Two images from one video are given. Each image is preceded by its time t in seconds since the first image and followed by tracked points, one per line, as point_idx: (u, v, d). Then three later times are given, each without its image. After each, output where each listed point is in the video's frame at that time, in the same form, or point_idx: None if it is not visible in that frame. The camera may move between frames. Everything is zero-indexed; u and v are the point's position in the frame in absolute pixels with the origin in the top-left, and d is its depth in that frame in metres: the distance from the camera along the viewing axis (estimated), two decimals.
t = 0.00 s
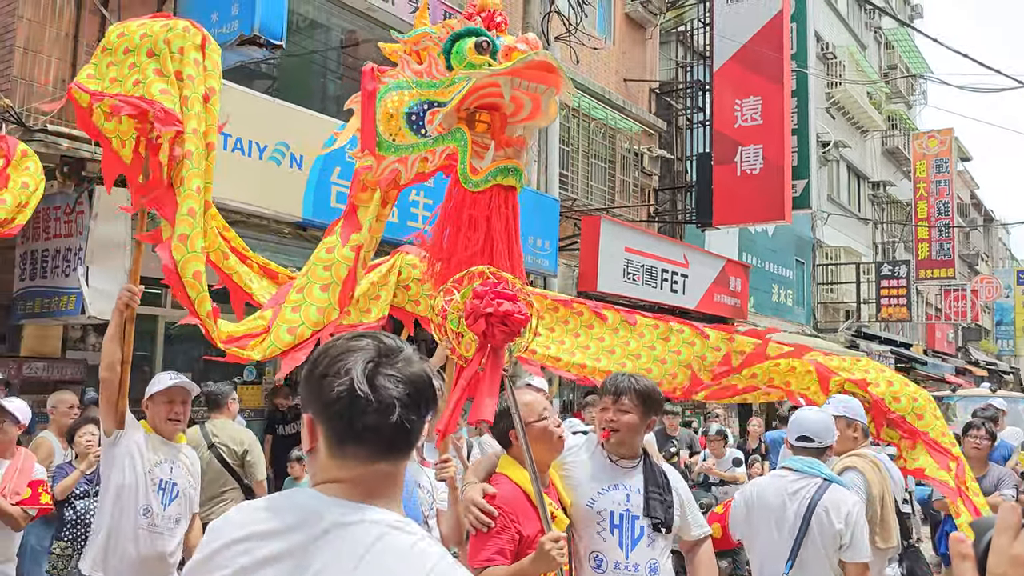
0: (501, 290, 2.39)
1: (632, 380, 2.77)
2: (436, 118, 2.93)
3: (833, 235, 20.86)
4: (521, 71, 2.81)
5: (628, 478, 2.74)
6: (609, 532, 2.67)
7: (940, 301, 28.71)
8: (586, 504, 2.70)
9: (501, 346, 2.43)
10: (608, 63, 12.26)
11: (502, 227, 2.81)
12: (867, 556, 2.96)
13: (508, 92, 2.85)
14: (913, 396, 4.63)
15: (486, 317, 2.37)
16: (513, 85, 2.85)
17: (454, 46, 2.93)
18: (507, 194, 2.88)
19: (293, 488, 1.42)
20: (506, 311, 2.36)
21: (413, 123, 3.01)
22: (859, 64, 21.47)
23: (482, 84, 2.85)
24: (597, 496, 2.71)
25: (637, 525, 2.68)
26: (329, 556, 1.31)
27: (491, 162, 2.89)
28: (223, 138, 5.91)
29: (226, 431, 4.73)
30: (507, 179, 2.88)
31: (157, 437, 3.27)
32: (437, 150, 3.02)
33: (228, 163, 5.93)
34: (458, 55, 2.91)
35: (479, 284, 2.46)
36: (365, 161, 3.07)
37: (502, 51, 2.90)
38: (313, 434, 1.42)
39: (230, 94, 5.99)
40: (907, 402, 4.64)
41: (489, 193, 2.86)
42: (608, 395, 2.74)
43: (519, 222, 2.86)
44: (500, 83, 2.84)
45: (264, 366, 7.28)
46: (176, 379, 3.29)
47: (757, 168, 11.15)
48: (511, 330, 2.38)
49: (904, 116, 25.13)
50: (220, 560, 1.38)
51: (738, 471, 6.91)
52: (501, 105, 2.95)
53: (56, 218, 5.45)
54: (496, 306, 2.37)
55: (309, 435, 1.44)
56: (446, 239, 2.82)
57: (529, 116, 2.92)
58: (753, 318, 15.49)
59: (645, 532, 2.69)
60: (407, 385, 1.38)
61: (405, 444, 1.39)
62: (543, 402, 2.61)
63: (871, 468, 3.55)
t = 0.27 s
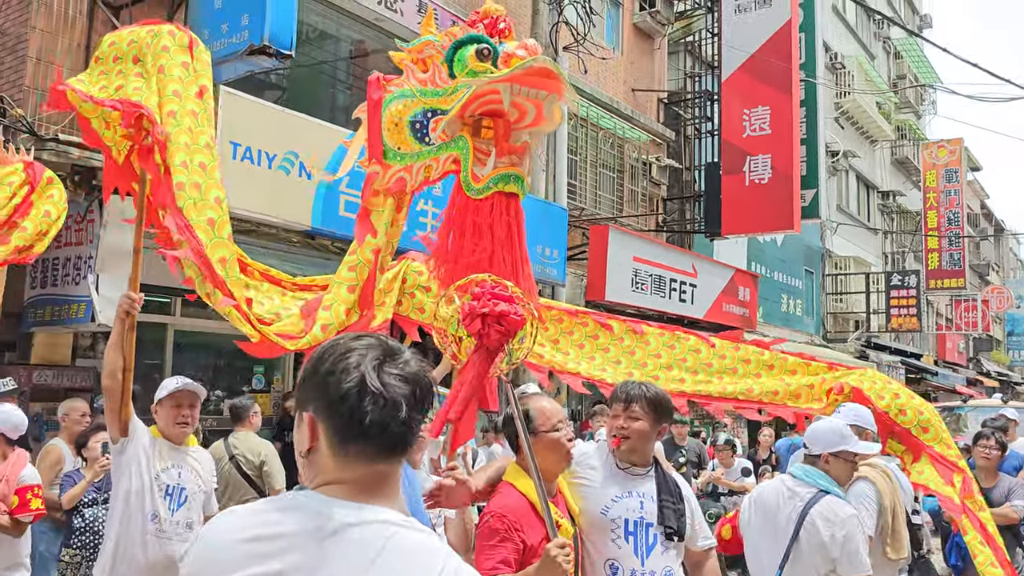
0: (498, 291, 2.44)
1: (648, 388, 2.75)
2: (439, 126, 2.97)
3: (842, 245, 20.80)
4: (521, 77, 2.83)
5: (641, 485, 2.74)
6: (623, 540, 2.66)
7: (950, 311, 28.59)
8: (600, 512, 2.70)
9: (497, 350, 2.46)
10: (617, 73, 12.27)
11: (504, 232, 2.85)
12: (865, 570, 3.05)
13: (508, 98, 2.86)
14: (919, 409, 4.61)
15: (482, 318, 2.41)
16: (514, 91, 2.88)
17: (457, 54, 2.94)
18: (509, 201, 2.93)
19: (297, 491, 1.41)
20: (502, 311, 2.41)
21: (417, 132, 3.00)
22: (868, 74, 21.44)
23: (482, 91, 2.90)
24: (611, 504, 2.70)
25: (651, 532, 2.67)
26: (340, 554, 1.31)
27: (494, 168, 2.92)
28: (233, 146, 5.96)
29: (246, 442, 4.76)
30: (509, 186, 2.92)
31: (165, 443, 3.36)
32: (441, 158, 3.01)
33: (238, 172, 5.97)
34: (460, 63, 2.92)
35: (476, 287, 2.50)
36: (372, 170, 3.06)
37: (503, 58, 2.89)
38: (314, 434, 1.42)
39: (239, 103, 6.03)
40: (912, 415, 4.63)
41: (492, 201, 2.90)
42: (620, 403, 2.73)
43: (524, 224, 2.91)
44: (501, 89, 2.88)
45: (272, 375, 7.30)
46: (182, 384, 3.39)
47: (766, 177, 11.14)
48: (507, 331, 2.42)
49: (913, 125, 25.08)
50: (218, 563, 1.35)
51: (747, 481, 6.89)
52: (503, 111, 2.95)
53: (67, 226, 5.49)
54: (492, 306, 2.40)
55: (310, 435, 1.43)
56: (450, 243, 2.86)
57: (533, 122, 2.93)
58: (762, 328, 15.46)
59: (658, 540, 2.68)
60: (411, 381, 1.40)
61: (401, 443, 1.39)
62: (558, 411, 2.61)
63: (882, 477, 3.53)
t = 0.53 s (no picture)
0: (530, 286, 2.44)
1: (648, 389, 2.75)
2: (441, 127, 2.98)
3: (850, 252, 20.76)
4: (520, 77, 2.81)
5: (647, 489, 2.73)
6: (629, 543, 2.65)
7: (960, 320, 28.46)
8: (607, 515, 2.69)
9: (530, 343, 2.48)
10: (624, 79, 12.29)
11: (503, 232, 2.84)
12: (846, 571, 3.10)
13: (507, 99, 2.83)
14: (928, 414, 4.64)
15: (515, 312, 2.40)
16: (513, 91, 2.85)
17: (457, 54, 2.94)
18: (510, 201, 2.91)
19: (297, 486, 1.40)
20: (534, 306, 2.40)
21: (420, 133, 3.04)
22: (876, 82, 21.41)
23: (483, 92, 2.88)
24: (618, 506, 2.70)
25: (658, 534, 2.66)
26: (337, 547, 1.31)
27: (494, 170, 2.90)
28: (240, 151, 5.97)
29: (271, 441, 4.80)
30: (510, 187, 2.90)
31: (172, 444, 3.34)
32: (443, 159, 3.06)
33: (246, 176, 5.99)
34: (461, 64, 2.92)
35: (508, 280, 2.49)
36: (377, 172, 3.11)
37: (502, 57, 2.88)
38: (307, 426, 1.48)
39: (246, 108, 6.05)
40: (921, 420, 4.66)
41: (493, 201, 2.90)
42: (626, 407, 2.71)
43: (525, 227, 2.88)
44: (500, 89, 2.85)
45: (279, 380, 7.32)
46: (191, 386, 3.36)
47: (773, 184, 11.12)
48: (540, 325, 2.41)
49: (921, 133, 25.02)
50: (220, 555, 1.38)
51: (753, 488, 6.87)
52: (505, 111, 2.91)
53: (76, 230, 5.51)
54: (525, 301, 2.40)
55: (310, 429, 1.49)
56: (449, 243, 2.87)
57: (535, 122, 2.87)
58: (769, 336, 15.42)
59: (666, 542, 2.66)
60: (409, 371, 1.41)
61: (379, 432, 1.37)
62: (572, 413, 2.59)
63: (890, 481, 3.50)
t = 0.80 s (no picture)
0: (572, 280, 2.54)
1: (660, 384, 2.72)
2: (448, 121, 2.98)
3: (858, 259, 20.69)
4: (527, 71, 2.84)
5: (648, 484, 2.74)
6: (630, 537, 2.68)
7: (968, 327, 28.33)
8: (607, 510, 2.71)
9: (571, 336, 2.56)
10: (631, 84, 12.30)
11: (510, 227, 2.86)
12: (836, 562, 3.07)
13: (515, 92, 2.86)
14: (940, 416, 4.68)
15: (559, 305, 2.50)
16: (520, 84, 2.89)
17: (465, 48, 2.97)
18: (517, 196, 2.91)
19: (305, 458, 1.50)
20: (578, 300, 2.50)
21: (427, 127, 3.08)
22: (884, 88, 21.36)
23: (490, 86, 2.89)
24: (617, 501, 2.72)
25: (656, 530, 2.68)
26: (332, 510, 1.38)
27: (502, 163, 2.91)
28: (249, 152, 6.00)
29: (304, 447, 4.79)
30: (517, 181, 2.90)
31: (174, 439, 3.37)
32: (450, 153, 3.06)
33: (254, 177, 6.01)
34: (468, 57, 2.95)
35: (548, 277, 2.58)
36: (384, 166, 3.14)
37: (511, 50, 2.91)
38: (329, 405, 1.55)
39: (254, 108, 6.07)
40: (933, 421, 4.71)
41: (500, 195, 2.90)
42: (646, 406, 2.67)
43: (533, 221, 2.89)
44: (508, 83, 2.88)
45: (286, 382, 7.34)
46: (198, 384, 3.40)
47: (780, 189, 11.11)
48: (582, 318, 2.51)
49: (929, 139, 24.95)
50: (237, 529, 1.46)
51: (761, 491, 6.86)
52: (513, 105, 2.96)
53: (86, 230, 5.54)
54: (569, 295, 2.50)
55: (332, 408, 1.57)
56: (457, 241, 2.86)
57: (542, 116, 2.94)
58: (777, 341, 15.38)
59: (664, 538, 2.68)
60: (420, 348, 1.47)
61: (383, 408, 1.44)
62: (592, 410, 2.68)
63: (898, 477, 3.52)
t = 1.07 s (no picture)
0: (599, 271, 2.63)
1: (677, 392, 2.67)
2: (454, 116, 3.00)
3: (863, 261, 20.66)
4: (536, 68, 2.89)
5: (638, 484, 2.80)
6: (620, 536, 2.79)
7: (974, 329, 28.25)
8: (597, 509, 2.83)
9: (597, 323, 2.66)
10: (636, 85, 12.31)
11: (519, 223, 2.93)
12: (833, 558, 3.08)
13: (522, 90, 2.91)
14: (948, 418, 4.70)
15: (586, 295, 2.59)
16: (528, 81, 2.92)
17: (472, 43, 2.99)
18: (524, 191, 2.98)
19: (316, 437, 1.57)
20: (605, 289, 2.59)
21: (431, 122, 3.06)
22: (889, 89, 21.33)
23: (496, 82, 2.92)
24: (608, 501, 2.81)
25: (644, 531, 2.77)
26: (326, 490, 1.43)
27: (508, 160, 2.97)
28: (254, 151, 6.03)
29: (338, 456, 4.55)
30: (523, 177, 2.97)
31: (178, 433, 3.39)
32: (454, 148, 3.07)
33: (260, 176, 6.04)
34: (474, 53, 2.98)
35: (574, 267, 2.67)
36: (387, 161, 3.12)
37: (519, 48, 2.94)
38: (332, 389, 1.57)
39: (260, 108, 6.11)
40: (942, 424, 4.72)
41: (506, 191, 2.96)
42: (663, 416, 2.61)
43: (538, 216, 2.96)
44: (516, 80, 2.91)
45: (291, 381, 7.36)
46: (201, 376, 3.41)
47: (785, 190, 11.10)
48: (609, 307, 2.61)
49: (935, 141, 24.90)
50: (245, 510, 1.53)
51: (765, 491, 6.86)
52: (518, 102, 3.00)
53: (93, 228, 5.59)
54: (595, 285, 2.59)
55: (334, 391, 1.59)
56: (460, 235, 2.92)
57: (547, 112, 2.97)
58: (782, 343, 15.37)
59: (651, 540, 2.76)
60: (421, 337, 1.49)
61: (381, 393, 1.47)
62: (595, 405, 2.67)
63: (897, 473, 3.54)
